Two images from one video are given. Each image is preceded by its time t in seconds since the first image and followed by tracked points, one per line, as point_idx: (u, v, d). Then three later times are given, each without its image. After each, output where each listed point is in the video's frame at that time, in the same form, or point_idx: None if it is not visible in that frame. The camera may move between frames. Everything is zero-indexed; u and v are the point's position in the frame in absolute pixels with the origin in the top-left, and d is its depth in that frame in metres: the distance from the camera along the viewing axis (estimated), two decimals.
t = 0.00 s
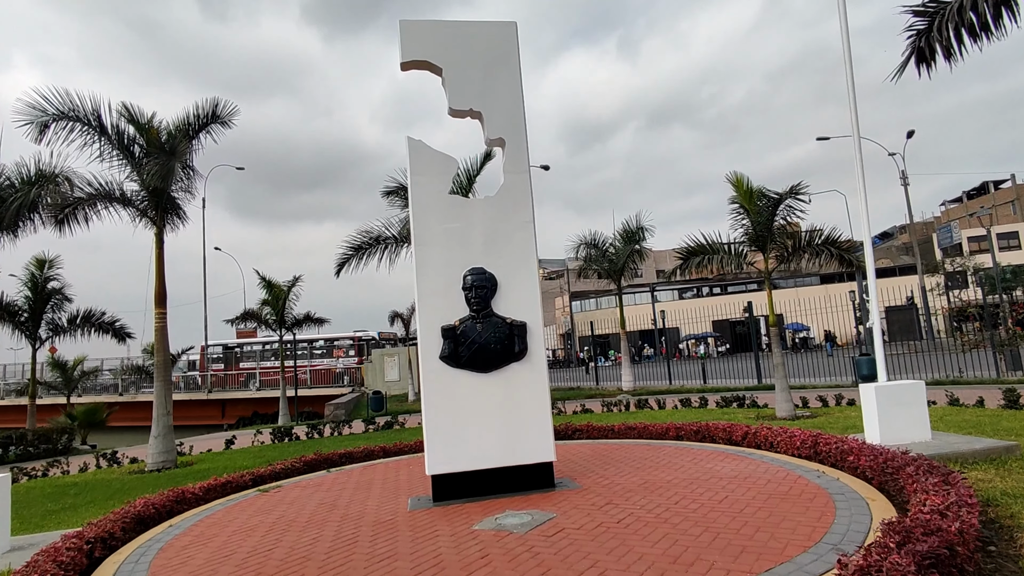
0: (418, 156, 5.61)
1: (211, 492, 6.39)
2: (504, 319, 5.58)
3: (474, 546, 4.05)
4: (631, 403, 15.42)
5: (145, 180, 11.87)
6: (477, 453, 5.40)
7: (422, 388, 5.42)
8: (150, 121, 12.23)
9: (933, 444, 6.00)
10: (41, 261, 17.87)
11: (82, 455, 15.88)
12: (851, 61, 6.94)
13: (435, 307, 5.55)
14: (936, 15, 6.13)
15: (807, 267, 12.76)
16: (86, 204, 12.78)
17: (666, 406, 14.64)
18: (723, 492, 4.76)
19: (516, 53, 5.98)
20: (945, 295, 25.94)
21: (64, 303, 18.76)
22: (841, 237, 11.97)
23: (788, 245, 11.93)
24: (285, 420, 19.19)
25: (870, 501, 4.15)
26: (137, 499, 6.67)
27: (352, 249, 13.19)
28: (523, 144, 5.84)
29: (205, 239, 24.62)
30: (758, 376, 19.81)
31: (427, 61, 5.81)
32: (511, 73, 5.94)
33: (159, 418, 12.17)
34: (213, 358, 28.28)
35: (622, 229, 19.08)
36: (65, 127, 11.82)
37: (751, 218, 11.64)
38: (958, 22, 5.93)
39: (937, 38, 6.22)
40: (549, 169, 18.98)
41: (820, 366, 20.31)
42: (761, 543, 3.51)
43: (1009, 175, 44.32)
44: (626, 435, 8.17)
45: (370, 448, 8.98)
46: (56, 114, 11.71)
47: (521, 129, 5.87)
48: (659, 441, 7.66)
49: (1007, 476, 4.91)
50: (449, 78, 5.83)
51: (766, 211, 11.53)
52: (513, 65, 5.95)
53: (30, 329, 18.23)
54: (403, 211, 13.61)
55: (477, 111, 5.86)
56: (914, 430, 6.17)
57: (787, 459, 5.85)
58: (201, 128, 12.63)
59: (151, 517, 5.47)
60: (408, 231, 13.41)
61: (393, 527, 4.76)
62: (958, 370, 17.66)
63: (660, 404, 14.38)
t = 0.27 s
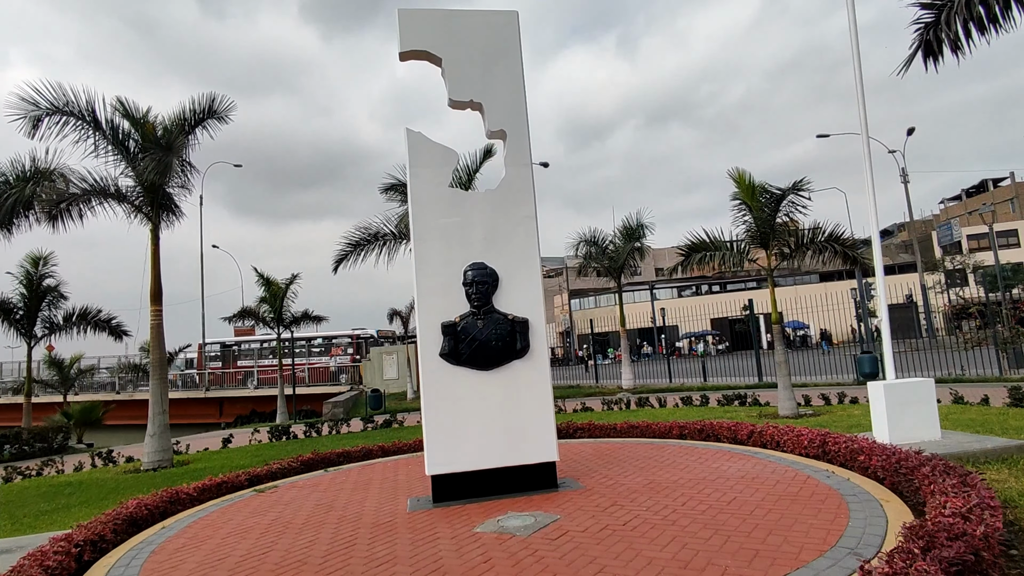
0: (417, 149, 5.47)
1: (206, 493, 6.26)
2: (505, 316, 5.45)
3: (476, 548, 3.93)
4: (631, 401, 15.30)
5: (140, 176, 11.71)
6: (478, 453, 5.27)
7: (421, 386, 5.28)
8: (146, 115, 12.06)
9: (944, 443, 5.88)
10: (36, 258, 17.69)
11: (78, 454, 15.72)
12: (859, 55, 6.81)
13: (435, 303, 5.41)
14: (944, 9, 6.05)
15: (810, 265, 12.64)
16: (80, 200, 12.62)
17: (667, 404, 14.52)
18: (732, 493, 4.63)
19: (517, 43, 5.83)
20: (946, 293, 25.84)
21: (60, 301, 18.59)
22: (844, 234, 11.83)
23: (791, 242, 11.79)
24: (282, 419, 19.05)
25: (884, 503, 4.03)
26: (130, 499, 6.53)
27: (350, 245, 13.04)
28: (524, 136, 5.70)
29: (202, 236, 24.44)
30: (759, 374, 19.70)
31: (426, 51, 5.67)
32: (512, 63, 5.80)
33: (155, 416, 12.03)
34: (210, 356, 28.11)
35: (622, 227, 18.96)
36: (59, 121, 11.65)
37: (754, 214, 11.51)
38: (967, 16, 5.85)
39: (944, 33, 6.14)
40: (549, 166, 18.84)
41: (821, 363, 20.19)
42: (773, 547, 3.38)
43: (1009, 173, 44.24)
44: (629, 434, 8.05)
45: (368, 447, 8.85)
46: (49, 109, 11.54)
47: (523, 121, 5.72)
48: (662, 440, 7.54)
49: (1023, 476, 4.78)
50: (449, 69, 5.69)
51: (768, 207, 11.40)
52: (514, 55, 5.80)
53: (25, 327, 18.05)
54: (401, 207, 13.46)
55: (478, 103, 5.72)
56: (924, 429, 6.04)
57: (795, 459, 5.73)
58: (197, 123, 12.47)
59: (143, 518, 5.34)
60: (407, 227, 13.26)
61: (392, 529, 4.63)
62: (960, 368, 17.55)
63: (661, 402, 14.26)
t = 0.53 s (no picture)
0: (417, 142, 5.32)
1: (200, 495, 6.12)
2: (508, 313, 5.31)
3: (480, 555, 3.79)
4: (632, 400, 15.17)
5: (135, 171, 11.53)
6: (480, 454, 5.13)
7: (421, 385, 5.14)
8: (140, 111, 11.87)
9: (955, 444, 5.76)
10: (30, 255, 17.49)
11: (73, 454, 15.53)
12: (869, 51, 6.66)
13: (436, 300, 5.27)
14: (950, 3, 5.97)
15: (812, 262, 12.51)
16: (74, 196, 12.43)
17: (667, 402, 14.40)
18: (742, 497, 4.51)
19: (520, 34, 5.68)
20: (945, 290, 25.77)
21: (54, 299, 18.40)
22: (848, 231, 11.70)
23: (794, 239, 11.66)
24: (280, 418, 18.88)
25: (902, 507, 3.90)
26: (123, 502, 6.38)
27: (347, 242, 12.87)
28: (527, 128, 5.55)
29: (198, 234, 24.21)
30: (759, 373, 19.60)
31: (426, 42, 5.51)
32: (514, 54, 5.64)
33: (150, 416, 11.86)
34: (207, 354, 27.89)
35: (622, 224, 18.83)
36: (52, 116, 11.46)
37: (756, 211, 11.38)
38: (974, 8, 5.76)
39: (951, 27, 6.04)
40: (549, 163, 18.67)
41: (821, 362, 20.08)
42: (791, 554, 3.25)
43: (1006, 171, 44.25)
44: (632, 434, 7.92)
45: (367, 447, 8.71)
46: (42, 103, 11.35)
47: (525, 113, 5.58)
48: (667, 440, 7.41)
49: None
50: (449, 59, 5.53)
51: (771, 203, 11.27)
52: (516, 45, 5.65)
53: (19, 325, 17.84)
54: (399, 204, 13.30)
55: (480, 95, 5.57)
56: (935, 429, 5.91)
57: (804, 460, 5.60)
58: (193, 118, 12.28)
59: (133, 523, 5.20)
60: (405, 224, 13.09)
61: (392, 533, 4.49)
62: (962, 366, 17.46)
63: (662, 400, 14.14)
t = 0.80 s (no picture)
0: (418, 136, 5.19)
1: (197, 498, 5.99)
2: (511, 312, 5.18)
3: (484, 561, 3.67)
4: (633, 399, 15.05)
5: (130, 168, 11.39)
6: (483, 456, 5.00)
7: (422, 385, 5.02)
8: (136, 106, 11.72)
9: (966, 445, 5.66)
10: (26, 253, 17.32)
11: (69, 454, 15.39)
12: (878, 47, 6.59)
13: (437, 299, 5.14)
14: None
15: (816, 260, 12.39)
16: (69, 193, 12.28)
17: (669, 401, 14.28)
18: (753, 501, 4.39)
19: (522, 25, 5.55)
20: (947, 289, 25.68)
21: (51, 298, 18.25)
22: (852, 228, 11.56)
23: (798, 236, 11.53)
24: (279, 417, 18.76)
25: (919, 512, 3.78)
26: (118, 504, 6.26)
27: (346, 240, 12.74)
28: (530, 122, 5.43)
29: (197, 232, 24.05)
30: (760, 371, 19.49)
31: (427, 33, 5.38)
32: (517, 47, 5.51)
33: (148, 415, 11.74)
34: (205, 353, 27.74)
35: (622, 222, 18.71)
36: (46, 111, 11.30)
37: (759, 208, 11.26)
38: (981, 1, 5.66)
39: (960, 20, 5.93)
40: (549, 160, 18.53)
41: (823, 360, 19.98)
42: (807, 562, 3.13)
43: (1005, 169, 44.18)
44: (635, 434, 7.81)
45: (366, 447, 8.58)
46: (36, 98, 11.20)
47: (528, 107, 5.45)
48: (671, 441, 7.30)
49: None
50: (451, 51, 5.40)
51: (774, 200, 11.15)
52: (518, 37, 5.52)
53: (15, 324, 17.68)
54: (399, 201, 13.17)
55: (482, 88, 5.44)
56: (945, 430, 5.80)
57: (814, 461, 5.47)
58: (190, 114, 12.13)
59: (126, 527, 5.07)
60: (405, 222, 12.96)
61: (394, 538, 4.37)
62: (964, 365, 17.34)
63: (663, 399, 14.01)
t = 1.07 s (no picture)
0: (419, 128, 5.06)
1: (194, 498, 5.89)
2: (515, 309, 5.07)
3: (487, 566, 3.56)
4: (636, 397, 14.94)
5: (128, 164, 11.26)
6: (486, 456, 4.89)
7: (423, 383, 4.90)
8: (133, 101, 11.58)
9: (979, 443, 5.54)
10: (25, 251, 17.21)
11: (68, 452, 15.29)
12: (891, 44, 6.57)
13: (439, 295, 5.02)
14: None
15: (821, 256, 12.25)
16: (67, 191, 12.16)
17: (672, 399, 14.17)
18: (763, 502, 4.27)
19: (526, 14, 5.41)
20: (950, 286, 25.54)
21: (51, 296, 18.14)
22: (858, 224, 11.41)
23: (803, 233, 11.39)
24: (279, 415, 18.66)
25: (937, 514, 3.67)
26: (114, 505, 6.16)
27: (346, 237, 12.63)
28: (534, 115, 5.30)
29: (197, 229, 23.93)
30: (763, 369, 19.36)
31: (428, 23, 5.25)
32: (520, 38, 5.38)
33: (146, 414, 11.63)
34: (205, 351, 27.63)
35: (625, 219, 18.57)
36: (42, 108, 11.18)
37: (764, 204, 11.14)
38: None
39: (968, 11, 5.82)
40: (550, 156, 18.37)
41: (827, 357, 19.83)
42: (823, 568, 3.02)
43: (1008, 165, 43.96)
44: (640, 432, 7.71)
45: (367, 446, 8.47)
46: (32, 94, 11.08)
47: (532, 99, 5.32)
48: (676, 440, 7.19)
49: None
50: (452, 42, 5.27)
51: (779, 196, 11.03)
52: (522, 27, 5.38)
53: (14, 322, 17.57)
54: (399, 198, 13.05)
55: (484, 79, 5.32)
56: (957, 428, 5.69)
57: (824, 461, 5.35)
58: (188, 109, 11.99)
59: (122, 529, 4.97)
60: (406, 219, 12.84)
61: (394, 541, 4.25)
62: (969, 362, 17.21)
63: (666, 397, 13.89)
